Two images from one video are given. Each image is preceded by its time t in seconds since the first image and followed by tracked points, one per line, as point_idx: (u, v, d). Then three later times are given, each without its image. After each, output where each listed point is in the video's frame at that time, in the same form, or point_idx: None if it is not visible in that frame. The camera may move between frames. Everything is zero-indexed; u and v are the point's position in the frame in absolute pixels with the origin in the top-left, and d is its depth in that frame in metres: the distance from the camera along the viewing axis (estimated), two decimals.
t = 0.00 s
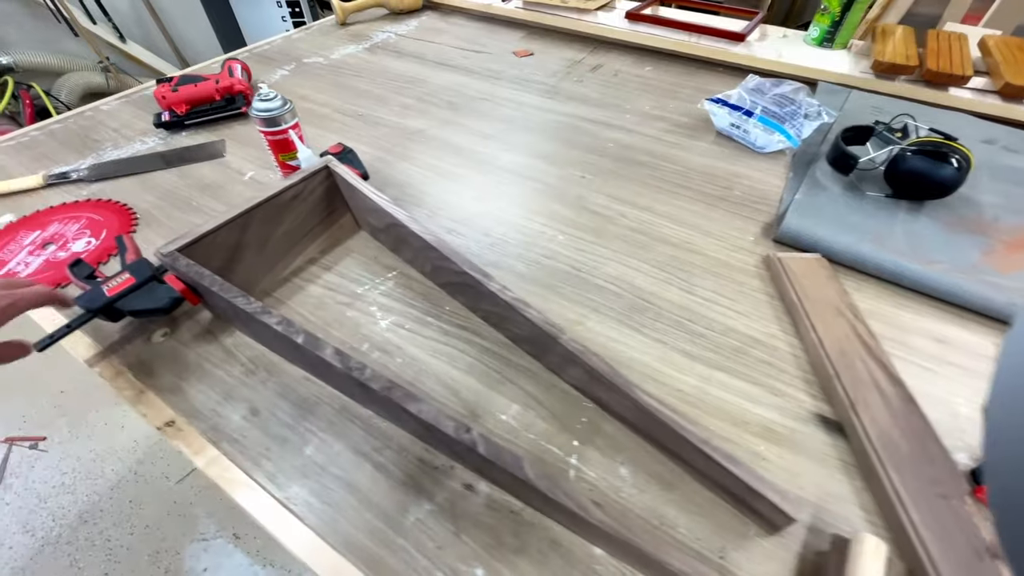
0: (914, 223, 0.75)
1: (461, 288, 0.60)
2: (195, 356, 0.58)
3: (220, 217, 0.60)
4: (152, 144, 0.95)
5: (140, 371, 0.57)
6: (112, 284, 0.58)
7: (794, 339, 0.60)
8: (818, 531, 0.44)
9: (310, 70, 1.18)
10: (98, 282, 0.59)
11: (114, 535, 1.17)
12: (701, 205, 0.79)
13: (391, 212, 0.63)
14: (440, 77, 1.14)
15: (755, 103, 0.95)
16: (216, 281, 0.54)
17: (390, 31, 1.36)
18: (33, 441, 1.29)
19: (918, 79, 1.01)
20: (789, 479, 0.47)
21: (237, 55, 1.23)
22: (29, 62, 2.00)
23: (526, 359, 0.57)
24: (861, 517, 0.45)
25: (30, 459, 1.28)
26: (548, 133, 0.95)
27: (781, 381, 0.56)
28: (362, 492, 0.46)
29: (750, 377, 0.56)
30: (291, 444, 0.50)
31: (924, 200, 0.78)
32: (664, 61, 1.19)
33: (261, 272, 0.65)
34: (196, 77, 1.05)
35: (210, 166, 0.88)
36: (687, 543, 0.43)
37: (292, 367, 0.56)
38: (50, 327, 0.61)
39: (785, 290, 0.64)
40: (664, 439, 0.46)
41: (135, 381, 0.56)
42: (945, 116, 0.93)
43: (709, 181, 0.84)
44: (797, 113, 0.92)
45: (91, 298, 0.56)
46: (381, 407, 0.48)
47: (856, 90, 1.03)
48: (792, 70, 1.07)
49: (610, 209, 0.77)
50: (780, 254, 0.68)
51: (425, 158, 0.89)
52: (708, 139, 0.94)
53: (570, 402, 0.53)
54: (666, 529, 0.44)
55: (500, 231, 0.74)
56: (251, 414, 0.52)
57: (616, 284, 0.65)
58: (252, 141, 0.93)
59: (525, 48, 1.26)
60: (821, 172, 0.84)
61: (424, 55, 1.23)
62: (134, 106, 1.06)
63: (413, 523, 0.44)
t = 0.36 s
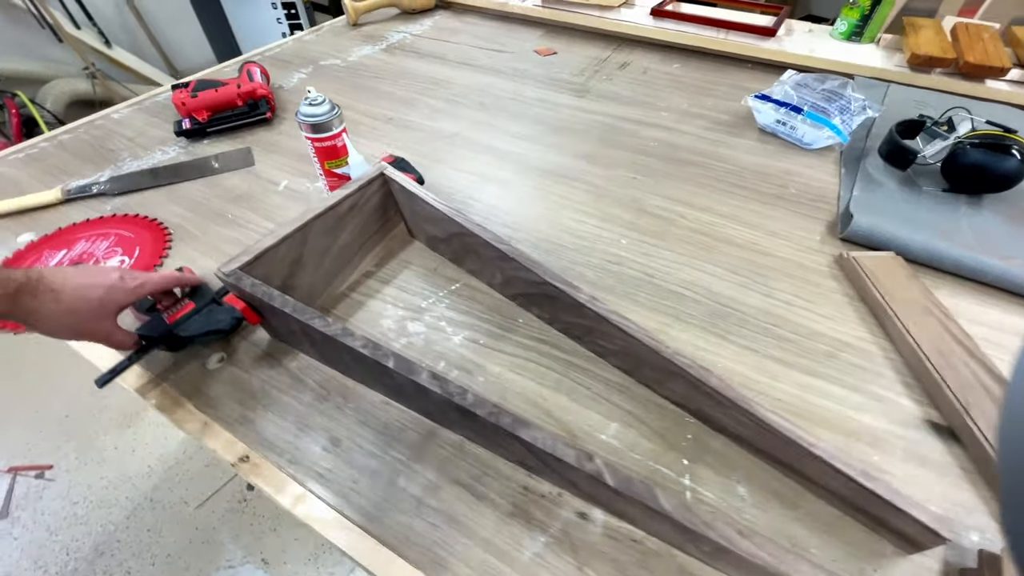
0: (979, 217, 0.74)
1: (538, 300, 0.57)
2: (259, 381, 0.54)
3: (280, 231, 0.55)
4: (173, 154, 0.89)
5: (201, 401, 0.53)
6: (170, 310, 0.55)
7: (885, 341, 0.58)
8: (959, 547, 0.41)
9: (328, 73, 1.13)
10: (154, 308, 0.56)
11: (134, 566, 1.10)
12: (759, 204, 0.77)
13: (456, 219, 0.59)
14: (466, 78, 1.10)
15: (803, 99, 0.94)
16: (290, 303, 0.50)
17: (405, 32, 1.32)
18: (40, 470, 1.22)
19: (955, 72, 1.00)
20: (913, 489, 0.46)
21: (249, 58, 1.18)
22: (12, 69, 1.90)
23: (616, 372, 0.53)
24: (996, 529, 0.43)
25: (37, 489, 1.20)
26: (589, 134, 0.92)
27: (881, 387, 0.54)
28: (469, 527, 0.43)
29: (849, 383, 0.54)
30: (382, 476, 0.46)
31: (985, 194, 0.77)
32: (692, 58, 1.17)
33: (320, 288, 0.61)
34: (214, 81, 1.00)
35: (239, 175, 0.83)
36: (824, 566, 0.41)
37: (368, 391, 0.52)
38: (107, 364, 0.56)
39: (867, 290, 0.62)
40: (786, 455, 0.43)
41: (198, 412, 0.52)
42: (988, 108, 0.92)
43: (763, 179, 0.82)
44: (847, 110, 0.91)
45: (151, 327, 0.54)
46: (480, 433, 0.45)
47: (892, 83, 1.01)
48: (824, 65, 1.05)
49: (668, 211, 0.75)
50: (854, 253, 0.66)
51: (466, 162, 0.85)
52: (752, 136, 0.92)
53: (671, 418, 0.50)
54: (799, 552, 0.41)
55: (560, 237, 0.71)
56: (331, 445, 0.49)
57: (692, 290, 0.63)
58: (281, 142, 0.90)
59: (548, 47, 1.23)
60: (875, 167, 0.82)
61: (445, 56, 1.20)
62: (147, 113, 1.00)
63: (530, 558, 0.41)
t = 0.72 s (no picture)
0: (941, 210, 0.80)
1: (557, 320, 0.59)
2: (290, 423, 0.54)
3: (298, 272, 0.56)
4: (157, 192, 0.87)
5: (233, 449, 0.53)
6: (193, 362, 0.55)
7: (874, 334, 0.63)
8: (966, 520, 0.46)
9: (307, 97, 1.12)
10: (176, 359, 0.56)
11: None
12: (745, 209, 0.81)
13: (471, 246, 0.61)
14: (448, 97, 1.12)
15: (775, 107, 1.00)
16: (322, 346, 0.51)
17: (379, 51, 1.32)
18: (20, 528, 1.14)
19: (905, 74, 1.08)
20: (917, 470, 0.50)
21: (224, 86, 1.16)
22: None
23: (637, 384, 0.56)
24: (993, 501, 0.48)
25: (19, 549, 1.12)
26: (577, 148, 0.95)
27: (879, 376, 0.58)
28: (521, 550, 0.45)
29: (850, 376, 0.58)
30: (429, 509, 0.48)
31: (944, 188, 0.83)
32: (663, 67, 1.22)
33: (339, 322, 0.61)
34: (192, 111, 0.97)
35: (232, 210, 0.82)
36: (851, 551, 0.44)
37: (402, 424, 0.54)
38: (130, 423, 0.56)
39: (853, 287, 0.67)
40: (807, 453, 0.47)
41: (231, 461, 0.52)
42: (937, 108, 1.00)
43: (746, 185, 0.87)
44: (815, 115, 0.98)
45: (176, 381, 0.54)
46: (524, 456, 0.47)
47: (851, 85, 1.08)
48: (787, 69, 1.12)
49: (663, 222, 0.79)
50: (838, 253, 0.71)
51: (463, 185, 0.87)
52: (729, 142, 0.97)
53: (694, 425, 0.53)
54: (828, 541, 0.45)
55: (565, 254, 0.73)
56: (374, 482, 0.50)
57: (696, 298, 0.67)
58: (274, 176, 0.89)
59: (524, 61, 1.26)
60: (845, 167, 0.88)
61: (424, 75, 1.21)
62: (123, 149, 0.97)
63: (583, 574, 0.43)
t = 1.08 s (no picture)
0: (894, 190, 0.84)
1: (544, 327, 0.59)
2: (275, 459, 0.52)
3: (278, 293, 0.54)
4: (103, 222, 0.82)
5: (216, 492, 0.50)
6: (169, 395, 0.52)
7: (846, 314, 0.66)
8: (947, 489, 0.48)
9: (262, 111, 1.08)
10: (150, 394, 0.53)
11: None
12: (714, 201, 0.84)
13: (450, 258, 0.60)
14: (411, 104, 1.11)
15: (732, 100, 1.03)
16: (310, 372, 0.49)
17: (334, 59, 1.29)
18: None
19: (849, 62, 1.13)
20: (898, 445, 0.52)
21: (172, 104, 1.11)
22: None
23: (628, 385, 0.57)
24: (969, 467, 0.51)
25: None
26: (545, 150, 0.95)
27: (854, 356, 0.61)
28: (528, 566, 0.45)
29: (827, 357, 0.60)
30: (431, 534, 0.47)
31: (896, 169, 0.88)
32: (621, 64, 1.24)
33: (322, 343, 0.59)
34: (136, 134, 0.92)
35: (190, 236, 0.78)
36: (846, 530, 0.46)
37: (395, 449, 0.53)
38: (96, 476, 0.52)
39: (823, 270, 0.69)
40: (797, 443, 0.48)
41: (216, 505, 0.49)
42: (880, 93, 1.05)
43: (711, 177, 0.89)
44: (772, 106, 1.02)
45: (152, 418, 0.51)
46: (520, 480, 0.46)
47: (801, 75, 1.13)
48: (739, 62, 1.17)
49: (636, 219, 0.80)
50: (805, 238, 0.74)
51: (434, 194, 0.86)
52: (692, 136, 1.00)
53: (687, 421, 0.54)
54: (824, 522, 0.46)
55: (543, 258, 0.73)
56: (370, 512, 0.48)
57: (676, 293, 0.68)
58: (232, 198, 0.84)
59: (484, 64, 1.26)
60: (803, 154, 0.92)
61: (383, 83, 1.19)
62: (65, 178, 0.92)
63: None
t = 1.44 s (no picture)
0: (867, 180, 0.87)
1: (538, 335, 0.58)
2: (269, 489, 0.50)
3: (262, 314, 0.52)
4: (65, 247, 0.77)
5: (208, 528, 0.48)
6: (168, 439, 0.51)
7: (831, 305, 0.67)
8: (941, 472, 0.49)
9: (229, 124, 1.04)
10: (146, 438, 0.51)
11: None
12: (696, 198, 0.85)
13: (438, 270, 0.59)
14: (385, 111, 1.09)
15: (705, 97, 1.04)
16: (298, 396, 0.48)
17: (302, 67, 1.26)
18: None
19: (813, 56, 1.16)
20: (890, 431, 0.54)
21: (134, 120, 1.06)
22: None
23: (624, 388, 0.57)
24: (958, 449, 0.52)
25: None
26: (525, 153, 0.95)
27: (841, 346, 0.62)
28: None
29: (816, 349, 0.61)
30: (436, 556, 0.46)
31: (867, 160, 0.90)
32: (594, 64, 1.25)
33: (310, 363, 0.58)
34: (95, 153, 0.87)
35: (162, 257, 0.74)
36: (848, 521, 0.47)
37: (393, 469, 0.51)
38: (73, 521, 0.49)
39: (805, 263, 0.71)
40: (795, 437, 0.48)
41: (207, 543, 0.47)
42: (846, 86, 1.08)
43: (690, 175, 0.90)
44: (744, 101, 1.03)
45: (148, 463, 0.49)
46: (524, 495, 0.45)
47: (769, 71, 1.15)
48: (709, 58, 1.18)
49: (620, 219, 0.80)
50: (786, 231, 0.75)
51: (415, 202, 0.84)
52: (668, 134, 1.01)
53: (686, 423, 0.54)
54: (825, 515, 0.47)
55: (530, 263, 0.73)
56: (372, 538, 0.47)
57: (664, 292, 0.69)
58: (203, 216, 0.81)
59: (458, 68, 1.25)
60: (778, 149, 0.93)
61: (355, 90, 1.17)
62: (21, 202, 0.87)
63: None
